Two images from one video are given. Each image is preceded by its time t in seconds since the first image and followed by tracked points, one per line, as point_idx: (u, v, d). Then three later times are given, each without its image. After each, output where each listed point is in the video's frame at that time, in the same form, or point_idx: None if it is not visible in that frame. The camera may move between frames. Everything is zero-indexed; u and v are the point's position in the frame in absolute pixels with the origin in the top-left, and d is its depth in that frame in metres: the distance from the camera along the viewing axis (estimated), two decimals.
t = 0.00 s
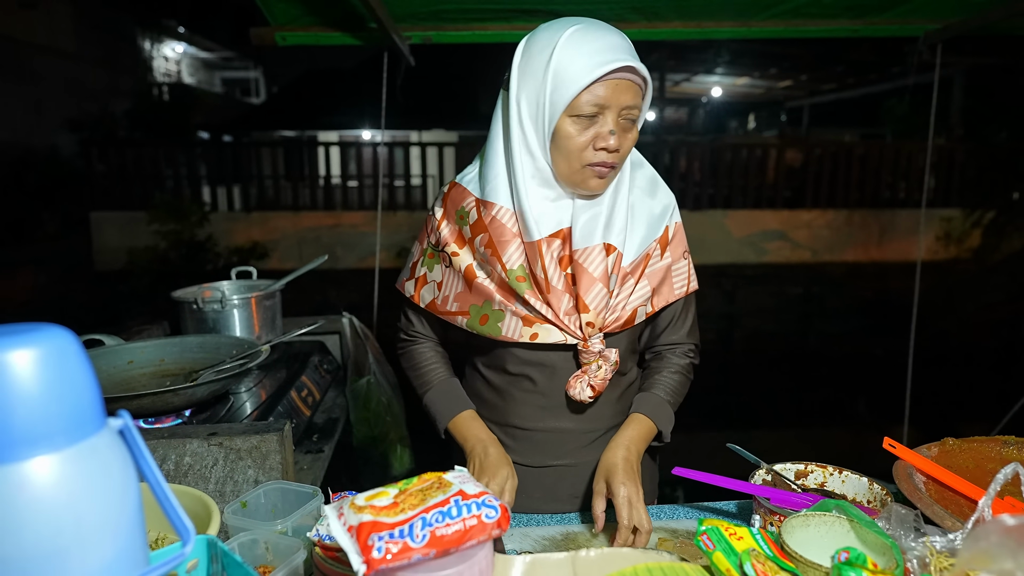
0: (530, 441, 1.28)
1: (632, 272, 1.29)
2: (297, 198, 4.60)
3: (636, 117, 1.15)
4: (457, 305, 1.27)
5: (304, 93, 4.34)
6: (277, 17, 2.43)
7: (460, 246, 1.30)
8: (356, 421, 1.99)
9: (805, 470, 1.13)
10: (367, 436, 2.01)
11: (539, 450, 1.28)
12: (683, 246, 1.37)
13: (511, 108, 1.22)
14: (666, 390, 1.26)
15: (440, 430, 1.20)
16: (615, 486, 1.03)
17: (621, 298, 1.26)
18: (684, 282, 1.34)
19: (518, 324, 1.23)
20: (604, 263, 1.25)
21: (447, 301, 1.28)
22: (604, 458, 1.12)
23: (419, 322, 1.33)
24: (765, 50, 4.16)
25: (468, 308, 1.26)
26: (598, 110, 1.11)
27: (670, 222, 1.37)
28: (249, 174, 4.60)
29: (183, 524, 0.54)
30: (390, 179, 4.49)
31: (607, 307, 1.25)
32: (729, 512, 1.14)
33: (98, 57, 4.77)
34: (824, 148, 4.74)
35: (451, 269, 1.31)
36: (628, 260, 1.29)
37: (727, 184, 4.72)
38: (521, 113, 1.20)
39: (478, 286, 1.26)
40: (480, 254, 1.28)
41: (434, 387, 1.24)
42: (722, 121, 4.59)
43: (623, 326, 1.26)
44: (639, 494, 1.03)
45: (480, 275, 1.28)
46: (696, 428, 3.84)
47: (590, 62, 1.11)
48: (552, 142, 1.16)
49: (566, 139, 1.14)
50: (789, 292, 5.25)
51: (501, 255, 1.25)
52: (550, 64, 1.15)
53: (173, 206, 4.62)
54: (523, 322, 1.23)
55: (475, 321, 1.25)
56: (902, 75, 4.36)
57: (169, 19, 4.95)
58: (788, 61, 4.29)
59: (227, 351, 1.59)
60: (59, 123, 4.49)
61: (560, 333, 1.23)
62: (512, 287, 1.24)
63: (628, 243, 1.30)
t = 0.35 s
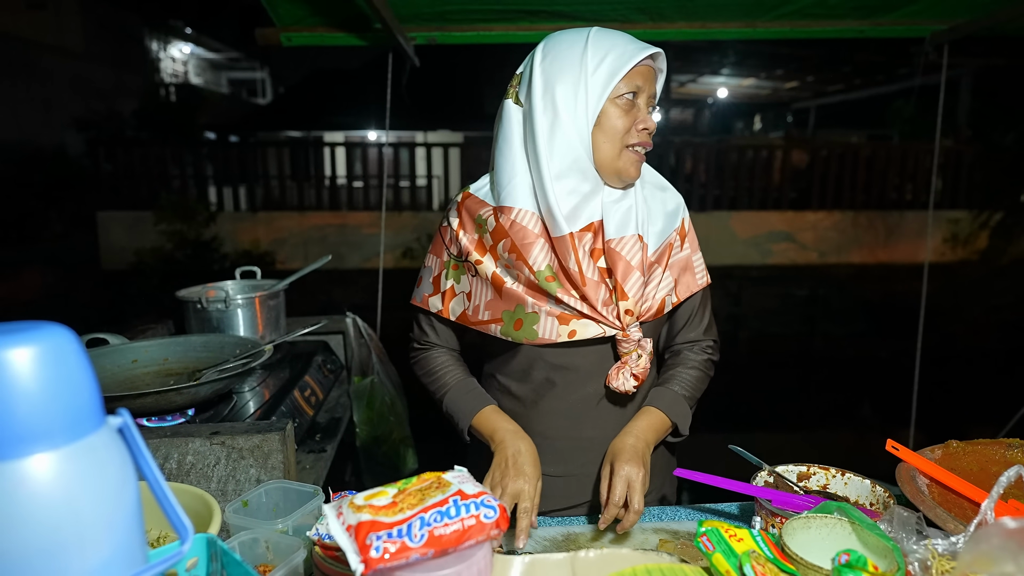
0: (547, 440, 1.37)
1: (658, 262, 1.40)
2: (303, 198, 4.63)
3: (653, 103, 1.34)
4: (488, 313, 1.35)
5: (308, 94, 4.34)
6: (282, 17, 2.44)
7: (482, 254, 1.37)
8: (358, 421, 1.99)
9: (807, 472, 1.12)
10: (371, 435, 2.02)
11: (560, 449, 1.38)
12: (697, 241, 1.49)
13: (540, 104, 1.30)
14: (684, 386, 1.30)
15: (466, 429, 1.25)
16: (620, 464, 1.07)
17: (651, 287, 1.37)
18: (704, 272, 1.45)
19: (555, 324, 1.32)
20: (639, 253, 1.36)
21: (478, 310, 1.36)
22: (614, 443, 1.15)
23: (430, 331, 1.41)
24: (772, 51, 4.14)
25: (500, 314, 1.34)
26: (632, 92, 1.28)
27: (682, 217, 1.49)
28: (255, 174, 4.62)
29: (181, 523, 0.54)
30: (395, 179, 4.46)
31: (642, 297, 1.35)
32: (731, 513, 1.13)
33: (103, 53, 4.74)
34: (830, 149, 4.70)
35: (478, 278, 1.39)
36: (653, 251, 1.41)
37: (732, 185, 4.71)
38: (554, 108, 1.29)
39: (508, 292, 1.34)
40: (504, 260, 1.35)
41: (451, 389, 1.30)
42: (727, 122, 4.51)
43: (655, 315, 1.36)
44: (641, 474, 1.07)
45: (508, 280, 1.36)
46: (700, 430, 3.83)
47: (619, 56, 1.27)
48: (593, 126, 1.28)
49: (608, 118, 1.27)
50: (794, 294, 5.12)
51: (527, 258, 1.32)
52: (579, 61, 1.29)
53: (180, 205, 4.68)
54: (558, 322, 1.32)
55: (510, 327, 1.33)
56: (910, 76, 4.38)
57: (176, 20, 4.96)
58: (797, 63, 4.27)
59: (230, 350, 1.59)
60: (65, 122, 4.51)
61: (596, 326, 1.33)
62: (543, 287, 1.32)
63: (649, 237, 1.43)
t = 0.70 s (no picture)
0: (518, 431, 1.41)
1: (627, 260, 1.50)
2: (274, 206, 4.59)
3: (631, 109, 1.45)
4: (461, 305, 1.40)
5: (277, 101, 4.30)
6: (246, 22, 2.41)
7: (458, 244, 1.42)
8: (329, 429, 1.97)
9: (772, 465, 1.14)
10: (342, 442, 2.01)
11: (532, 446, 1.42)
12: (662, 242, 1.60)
13: (531, 98, 1.36)
14: (649, 379, 1.39)
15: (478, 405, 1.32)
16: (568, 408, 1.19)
17: (621, 283, 1.47)
18: (670, 272, 1.56)
19: (529, 316, 1.39)
20: (613, 251, 1.46)
21: (451, 303, 1.41)
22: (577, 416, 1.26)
23: (408, 320, 1.43)
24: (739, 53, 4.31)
25: (473, 307, 1.39)
26: (617, 96, 1.37)
27: (649, 218, 1.59)
28: (227, 182, 4.59)
29: (127, 535, 0.53)
30: (366, 185, 4.44)
31: (613, 293, 1.45)
32: (697, 508, 1.15)
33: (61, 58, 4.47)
34: (797, 151, 4.80)
35: (450, 268, 1.43)
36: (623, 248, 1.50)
37: (704, 186, 4.78)
38: (545, 102, 1.35)
39: (483, 284, 1.39)
40: (483, 249, 1.41)
41: (446, 371, 1.34)
42: (697, 124, 4.58)
43: (624, 311, 1.46)
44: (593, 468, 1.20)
45: (484, 272, 1.42)
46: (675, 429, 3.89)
47: (607, 61, 1.37)
48: (581, 122, 1.35)
49: (597, 116, 1.35)
50: (766, 293, 5.20)
51: (507, 249, 1.38)
52: (571, 62, 1.37)
53: (149, 215, 4.63)
54: (533, 314, 1.39)
55: (483, 319, 1.38)
56: (870, 77, 4.45)
57: (141, 23, 4.28)
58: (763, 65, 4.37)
59: (194, 360, 1.56)
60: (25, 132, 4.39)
61: (570, 319, 1.40)
62: (520, 277, 1.39)
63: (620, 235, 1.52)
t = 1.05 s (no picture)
0: (496, 429, 1.38)
1: (605, 274, 1.50)
2: (249, 214, 4.49)
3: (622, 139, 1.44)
4: (450, 312, 1.36)
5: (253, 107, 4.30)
6: (219, 28, 2.39)
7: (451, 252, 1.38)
8: (302, 436, 1.88)
9: (739, 468, 1.17)
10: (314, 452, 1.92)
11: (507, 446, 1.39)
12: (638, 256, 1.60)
13: (530, 116, 1.35)
14: (621, 386, 1.40)
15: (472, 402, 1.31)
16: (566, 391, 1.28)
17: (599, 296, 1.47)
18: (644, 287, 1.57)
19: (514, 324, 1.37)
20: (591, 268, 1.46)
21: (440, 308, 1.37)
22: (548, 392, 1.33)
23: (399, 321, 1.36)
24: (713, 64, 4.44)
25: (461, 314, 1.36)
26: (612, 125, 1.37)
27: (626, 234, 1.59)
28: (199, 190, 4.46)
29: (88, 539, 0.52)
30: (343, 194, 4.41)
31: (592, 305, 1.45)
32: (667, 511, 1.16)
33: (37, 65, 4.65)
34: (769, 161, 4.90)
35: (441, 276, 1.39)
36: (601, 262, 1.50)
37: (679, 196, 4.87)
38: (543, 122, 1.34)
39: (473, 293, 1.37)
40: (473, 258, 1.38)
41: (444, 372, 1.32)
42: (672, 134, 4.68)
43: (600, 323, 1.47)
44: (558, 442, 1.25)
45: (474, 280, 1.38)
46: (652, 436, 3.92)
47: (607, 90, 1.36)
48: (573, 148, 1.34)
49: (589, 143, 1.34)
50: (741, 300, 5.28)
51: (497, 260, 1.37)
52: (571, 87, 1.36)
53: (120, 222, 4.48)
54: (518, 323, 1.37)
55: (470, 326, 1.36)
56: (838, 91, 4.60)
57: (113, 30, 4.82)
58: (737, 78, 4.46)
59: (164, 368, 1.53)
60: None
61: (551, 330, 1.39)
62: (508, 288, 1.37)
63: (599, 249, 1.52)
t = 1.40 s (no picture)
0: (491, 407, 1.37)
1: (591, 261, 1.41)
2: (247, 217, 4.51)
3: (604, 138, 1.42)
4: (443, 300, 1.39)
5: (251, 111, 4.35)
6: (218, 31, 2.39)
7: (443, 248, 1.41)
8: (303, 437, 1.86)
9: (741, 466, 1.17)
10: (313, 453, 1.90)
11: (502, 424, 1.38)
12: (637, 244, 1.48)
13: (507, 126, 1.37)
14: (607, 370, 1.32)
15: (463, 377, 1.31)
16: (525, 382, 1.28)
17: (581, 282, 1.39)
18: (642, 272, 1.43)
19: (496, 308, 1.36)
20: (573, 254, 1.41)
21: (435, 298, 1.40)
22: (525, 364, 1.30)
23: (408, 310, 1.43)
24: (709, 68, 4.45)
25: (452, 301, 1.38)
26: (586, 124, 1.35)
27: (620, 225, 1.47)
28: (196, 194, 4.45)
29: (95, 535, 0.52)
30: (341, 197, 4.44)
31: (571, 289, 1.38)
32: (669, 510, 1.15)
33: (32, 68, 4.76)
34: (767, 163, 4.92)
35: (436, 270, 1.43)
36: (586, 250, 1.43)
37: (676, 199, 4.90)
38: (519, 129, 1.35)
39: (459, 281, 1.37)
40: (462, 252, 1.39)
41: (439, 355, 1.33)
42: (670, 137, 4.72)
43: (582, 306, 1.38)
44: (527, 412, 1.22)
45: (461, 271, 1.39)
46: (651, 437, 3.92)
47: (579, 92, 1.35)
48: (548, 151, 1.34)
49: (563, 143, 1.33)
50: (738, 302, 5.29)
51: (479, 250, 1.36)
52: (544, 93, 1.36)
53: (117, 226, 4.44)
54: (499, 307, 1.36)
55: (459, 312, 1.37)
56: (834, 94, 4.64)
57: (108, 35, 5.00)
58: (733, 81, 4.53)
59: (165, 369, 1.53)
60: None
61: (530, 312, 1.35)
62: (489, 275, 1.36)
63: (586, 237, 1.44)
